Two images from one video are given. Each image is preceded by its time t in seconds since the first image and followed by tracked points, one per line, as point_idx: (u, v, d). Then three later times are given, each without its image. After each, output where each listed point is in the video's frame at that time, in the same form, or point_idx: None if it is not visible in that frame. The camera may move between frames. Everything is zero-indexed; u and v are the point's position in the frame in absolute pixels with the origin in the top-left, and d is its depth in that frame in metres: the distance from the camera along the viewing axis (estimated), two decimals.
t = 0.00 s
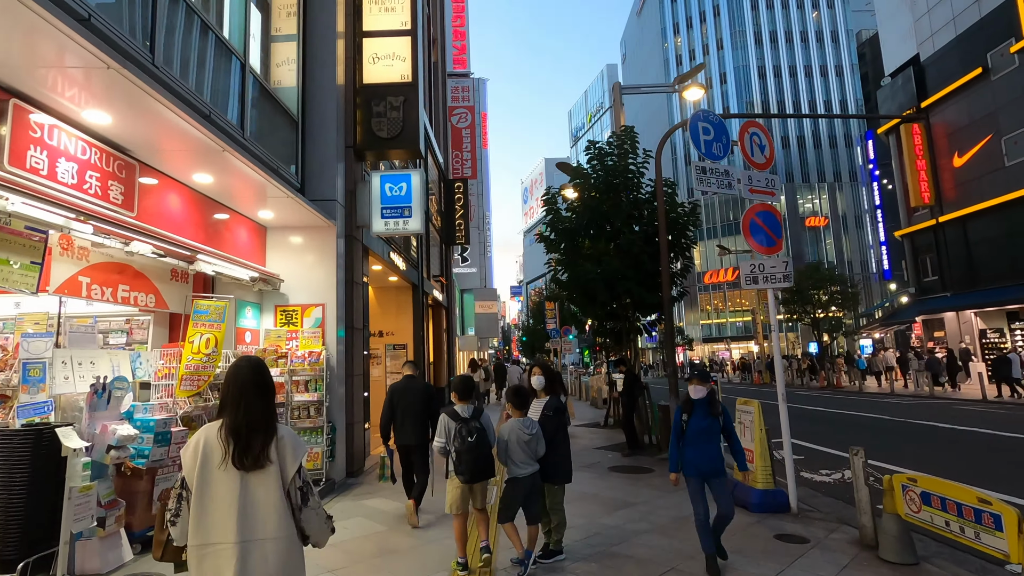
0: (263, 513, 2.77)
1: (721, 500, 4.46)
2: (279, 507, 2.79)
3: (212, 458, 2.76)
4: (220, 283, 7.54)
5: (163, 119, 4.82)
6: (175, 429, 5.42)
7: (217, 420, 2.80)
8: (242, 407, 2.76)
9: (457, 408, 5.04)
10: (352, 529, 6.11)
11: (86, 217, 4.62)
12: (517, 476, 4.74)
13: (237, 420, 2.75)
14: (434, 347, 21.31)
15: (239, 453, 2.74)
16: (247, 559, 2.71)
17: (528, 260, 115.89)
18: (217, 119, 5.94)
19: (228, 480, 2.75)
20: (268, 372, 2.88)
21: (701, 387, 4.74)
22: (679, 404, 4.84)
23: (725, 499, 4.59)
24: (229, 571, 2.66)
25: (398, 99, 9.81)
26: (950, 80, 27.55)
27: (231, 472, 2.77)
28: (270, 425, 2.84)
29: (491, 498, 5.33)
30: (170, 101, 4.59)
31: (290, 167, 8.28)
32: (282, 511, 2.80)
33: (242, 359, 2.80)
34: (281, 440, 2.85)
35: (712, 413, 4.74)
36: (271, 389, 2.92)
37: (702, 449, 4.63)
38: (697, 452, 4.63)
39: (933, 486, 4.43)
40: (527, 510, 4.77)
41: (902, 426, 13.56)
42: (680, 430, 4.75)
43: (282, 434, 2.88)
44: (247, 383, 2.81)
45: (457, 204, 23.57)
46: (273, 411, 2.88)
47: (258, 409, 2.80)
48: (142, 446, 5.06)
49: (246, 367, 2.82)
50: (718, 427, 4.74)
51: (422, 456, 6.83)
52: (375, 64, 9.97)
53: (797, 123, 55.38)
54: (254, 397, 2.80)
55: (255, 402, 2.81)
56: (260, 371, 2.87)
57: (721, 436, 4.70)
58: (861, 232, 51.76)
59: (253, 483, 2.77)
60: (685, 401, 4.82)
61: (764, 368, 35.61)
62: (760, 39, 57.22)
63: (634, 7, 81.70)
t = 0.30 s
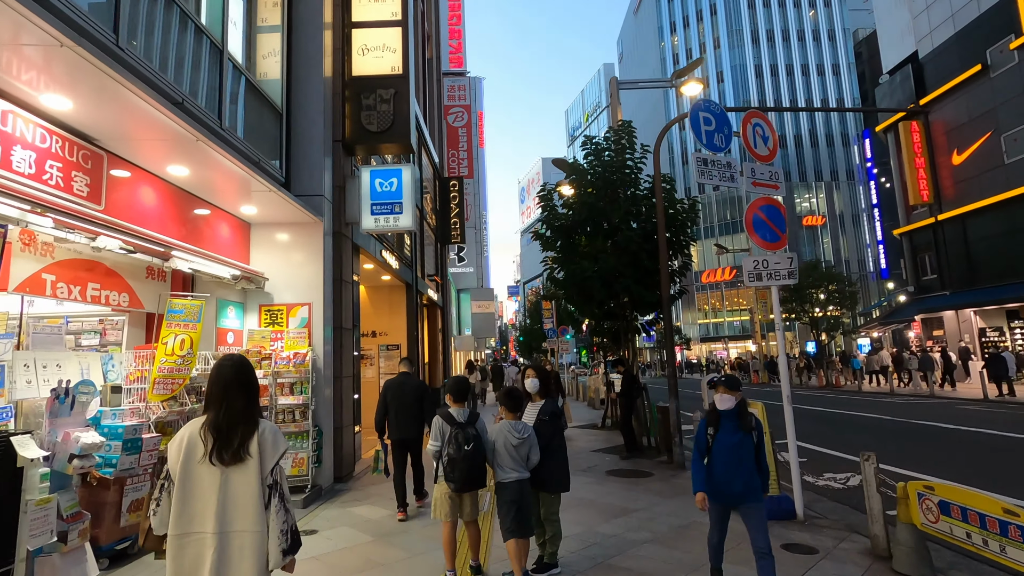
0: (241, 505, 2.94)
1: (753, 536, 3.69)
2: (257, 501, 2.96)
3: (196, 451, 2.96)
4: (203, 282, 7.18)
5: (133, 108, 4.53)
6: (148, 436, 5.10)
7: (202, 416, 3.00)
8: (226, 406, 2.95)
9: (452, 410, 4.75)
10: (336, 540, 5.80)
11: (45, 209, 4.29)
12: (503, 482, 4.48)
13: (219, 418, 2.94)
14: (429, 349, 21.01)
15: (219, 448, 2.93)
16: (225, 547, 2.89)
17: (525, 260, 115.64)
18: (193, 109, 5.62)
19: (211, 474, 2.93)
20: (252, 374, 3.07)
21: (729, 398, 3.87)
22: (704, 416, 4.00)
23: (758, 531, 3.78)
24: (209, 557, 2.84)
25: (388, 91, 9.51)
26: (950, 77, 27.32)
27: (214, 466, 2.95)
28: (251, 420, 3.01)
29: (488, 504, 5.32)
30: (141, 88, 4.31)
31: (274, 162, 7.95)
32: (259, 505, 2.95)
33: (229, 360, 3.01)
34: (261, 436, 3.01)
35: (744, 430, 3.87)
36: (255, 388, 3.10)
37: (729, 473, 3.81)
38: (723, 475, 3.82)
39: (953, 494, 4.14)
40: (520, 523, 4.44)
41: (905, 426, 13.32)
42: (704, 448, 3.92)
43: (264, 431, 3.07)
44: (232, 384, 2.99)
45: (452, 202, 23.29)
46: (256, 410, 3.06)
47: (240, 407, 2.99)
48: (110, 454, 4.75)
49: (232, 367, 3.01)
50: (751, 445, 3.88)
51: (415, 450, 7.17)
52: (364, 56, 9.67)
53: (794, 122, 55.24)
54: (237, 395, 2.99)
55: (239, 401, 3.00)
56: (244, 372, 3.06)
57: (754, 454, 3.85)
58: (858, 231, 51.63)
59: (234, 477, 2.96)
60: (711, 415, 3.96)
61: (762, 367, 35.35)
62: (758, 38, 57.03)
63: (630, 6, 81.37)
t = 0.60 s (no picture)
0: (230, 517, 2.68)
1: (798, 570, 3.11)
2: (245, 514, 2.68)
3: (188, 457, 2.72)
4: (180, 280, 6.85)
5: (98, 92, 4.23)
6: (112, 443, 4.74)
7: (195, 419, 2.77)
8: (218, 411, 2.71)
9: (447, 415, 4.41)
10: (319, 552, 5.45)
11: None
12: (492, 493, 4.16)
13: (211, 424, 2.70)
14: (423, 350, 20.68)
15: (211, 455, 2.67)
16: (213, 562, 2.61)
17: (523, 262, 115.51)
18: (166, 95, 5.28)
19: (201, 483, 2.69)
20: (247, 380, 2.83)
21: (773, 401, 3.13)
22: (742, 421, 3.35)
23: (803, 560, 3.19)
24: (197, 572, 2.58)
25: (378, 83, 9.19)
26: (947, 77, 27.16)
27: (206, 475, 2.70)
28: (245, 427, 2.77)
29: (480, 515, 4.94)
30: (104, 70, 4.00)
31: (257, 155, 7.59)
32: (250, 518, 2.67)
33: (223, 364, 2.76)
34: (253, 444, 2.75)
35: (789, 441, 3.14)
36: (252, 394, 2.87)
37: (769, 493, 3.12)
38: (768, 500, 3.12)
39: (977, 505, 3.84)
40: (511, 536, 4.13)
41: (907, 429, 13.06)
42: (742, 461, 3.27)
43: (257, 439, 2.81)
44: (225, 389, 2.75)
45: (447, 202, 22.98)
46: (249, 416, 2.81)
47: (234, 413, 2.75)
48: (70, 463, 4.40)
49: (225, 373, 2.77)
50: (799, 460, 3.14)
51: (409, 452, 7.27)
52: (353, 47, 9.35)
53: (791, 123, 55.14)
54: (230, 402, 2.74)
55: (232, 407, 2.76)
56: (239, 377, 2.81)
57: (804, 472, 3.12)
58: (855, 233, 51.57)
59: (225, 486, 2.70)
60: (750, 421, 3.26)
61: (760, 369, 35.06)
62: (754, 39, 56.97)
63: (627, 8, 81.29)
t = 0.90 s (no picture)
0: (215, 516, 2.72)
1: None
2: (233, 512, 2.74)
3: (170, 460, 2.75)
4: (152, 278, 6.43)
5: (55, 75, 3.87)
6: (66, 455, 4.34)
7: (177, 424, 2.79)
8: (198, 416, 2.74)
9: (434, 425, 4.02)
10: (295, 572, 5.05)
11: None
12: (480, 511, 3.78)
13: (193, 427, 2.73)
14: (418, 352, 20.26)
15: (193, 458, 2.71)
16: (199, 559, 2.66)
17: (520, 263, 115.18)
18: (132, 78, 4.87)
19: (184, 483, 2.72)
20: (229, 384, 2.86)
21: (854, 431, 2.31)
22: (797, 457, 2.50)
23: None
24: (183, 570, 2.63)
25: (367, 74, 8.83)
26: (948, 77, 26.87)
27: (189, 476, 2.74)
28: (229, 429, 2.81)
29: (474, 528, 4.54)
30: (62, 51, 3.63)
31: (237, 147, 7.20)
32: (235, 515, 2.74)
33: (204, 370, 2.80)
34: (236, 447, 2.79)
35: (871, 487, 2.31)
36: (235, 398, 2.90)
37: (845, 560, 2.28)
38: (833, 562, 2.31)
39: (1014, 527, 3.48)
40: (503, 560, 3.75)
41: (913, 432, 12.71)
42: (799, 511, 2.43)
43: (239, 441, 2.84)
44: (206, 394, 2.78)
45: (443, 202, 22.59)
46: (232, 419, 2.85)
47: (215, 415, 2.78)
48: (16, 479, 4.01)
49: (207, 377, 2.81)
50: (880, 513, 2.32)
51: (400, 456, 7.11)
52: (341, 36, 8.97)
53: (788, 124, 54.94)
54: (212, 405, 2.76)
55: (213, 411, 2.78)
56: (221, 381, 2.85)
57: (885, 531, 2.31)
58: (853, 234, 51.38)
59: (208, 488, 2.73)
60: (815, 460, 2.40)
61: (759, 371, 34.69)
62: (752, 40, 56.80)
63: (624, 10, 81.11)
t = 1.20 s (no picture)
0: (186, 519, 2.58)
1: None
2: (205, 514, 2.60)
3: (144, 463, 2.62)
4: (117, 273, 6.05)
5: None
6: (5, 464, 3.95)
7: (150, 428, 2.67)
8: (170, 418, 2.61)
9: (409, 431, 3.66)
10: None
11: None
12: (462, 533, 3.37)
13: (163, 430, 2.61)
14: (411, 353, 19.86)
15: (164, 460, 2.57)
16: (168, 562, 2.52)
17: (518, 265, 114.79)
18: (86, 54, 4.47)
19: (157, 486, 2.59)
20: (203, 387, 2.74)
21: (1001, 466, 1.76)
22: (905, 498, 1.86)
23: None
24: None
25: (353, 63, 8.45)
26: (950, 77, 26.57)
27: (162, 478, 2.60)
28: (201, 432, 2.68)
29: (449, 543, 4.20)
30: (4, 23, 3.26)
31: (213, 136, 6.82)
32: (206, 517, 2.58)
33: (177, 373, 2.68)
34: (210, 448, 2.66)
35: (1017, 544, 1.76)
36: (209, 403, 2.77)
37: None
38: None
39: None
40: None
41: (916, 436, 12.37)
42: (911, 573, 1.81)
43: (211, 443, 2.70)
44: (177, 396, 2.65)
45: (438, 201, 22.21)
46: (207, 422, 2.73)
47: (187, 420, 2.65)
48: None
49: (179, 380, 2.69)
50: None
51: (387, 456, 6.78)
52: (327, 23, 8.59)
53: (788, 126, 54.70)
54: (183, 409, 2.64)
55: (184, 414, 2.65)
56: (195, 385, 2.73)
57: None
58: (852, 236, 51.11)
59: (180, 490, 2.60)
60: (939, 508, 1.79)
61: (758, 374, 34.30)
62: (751, 42, 56.56)
63: (624, 12, 80.89)
